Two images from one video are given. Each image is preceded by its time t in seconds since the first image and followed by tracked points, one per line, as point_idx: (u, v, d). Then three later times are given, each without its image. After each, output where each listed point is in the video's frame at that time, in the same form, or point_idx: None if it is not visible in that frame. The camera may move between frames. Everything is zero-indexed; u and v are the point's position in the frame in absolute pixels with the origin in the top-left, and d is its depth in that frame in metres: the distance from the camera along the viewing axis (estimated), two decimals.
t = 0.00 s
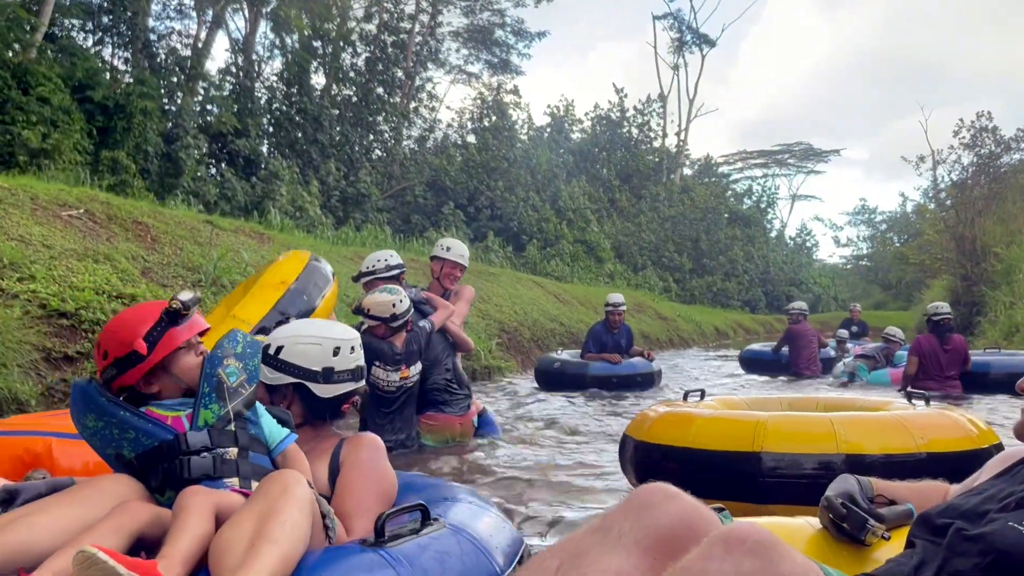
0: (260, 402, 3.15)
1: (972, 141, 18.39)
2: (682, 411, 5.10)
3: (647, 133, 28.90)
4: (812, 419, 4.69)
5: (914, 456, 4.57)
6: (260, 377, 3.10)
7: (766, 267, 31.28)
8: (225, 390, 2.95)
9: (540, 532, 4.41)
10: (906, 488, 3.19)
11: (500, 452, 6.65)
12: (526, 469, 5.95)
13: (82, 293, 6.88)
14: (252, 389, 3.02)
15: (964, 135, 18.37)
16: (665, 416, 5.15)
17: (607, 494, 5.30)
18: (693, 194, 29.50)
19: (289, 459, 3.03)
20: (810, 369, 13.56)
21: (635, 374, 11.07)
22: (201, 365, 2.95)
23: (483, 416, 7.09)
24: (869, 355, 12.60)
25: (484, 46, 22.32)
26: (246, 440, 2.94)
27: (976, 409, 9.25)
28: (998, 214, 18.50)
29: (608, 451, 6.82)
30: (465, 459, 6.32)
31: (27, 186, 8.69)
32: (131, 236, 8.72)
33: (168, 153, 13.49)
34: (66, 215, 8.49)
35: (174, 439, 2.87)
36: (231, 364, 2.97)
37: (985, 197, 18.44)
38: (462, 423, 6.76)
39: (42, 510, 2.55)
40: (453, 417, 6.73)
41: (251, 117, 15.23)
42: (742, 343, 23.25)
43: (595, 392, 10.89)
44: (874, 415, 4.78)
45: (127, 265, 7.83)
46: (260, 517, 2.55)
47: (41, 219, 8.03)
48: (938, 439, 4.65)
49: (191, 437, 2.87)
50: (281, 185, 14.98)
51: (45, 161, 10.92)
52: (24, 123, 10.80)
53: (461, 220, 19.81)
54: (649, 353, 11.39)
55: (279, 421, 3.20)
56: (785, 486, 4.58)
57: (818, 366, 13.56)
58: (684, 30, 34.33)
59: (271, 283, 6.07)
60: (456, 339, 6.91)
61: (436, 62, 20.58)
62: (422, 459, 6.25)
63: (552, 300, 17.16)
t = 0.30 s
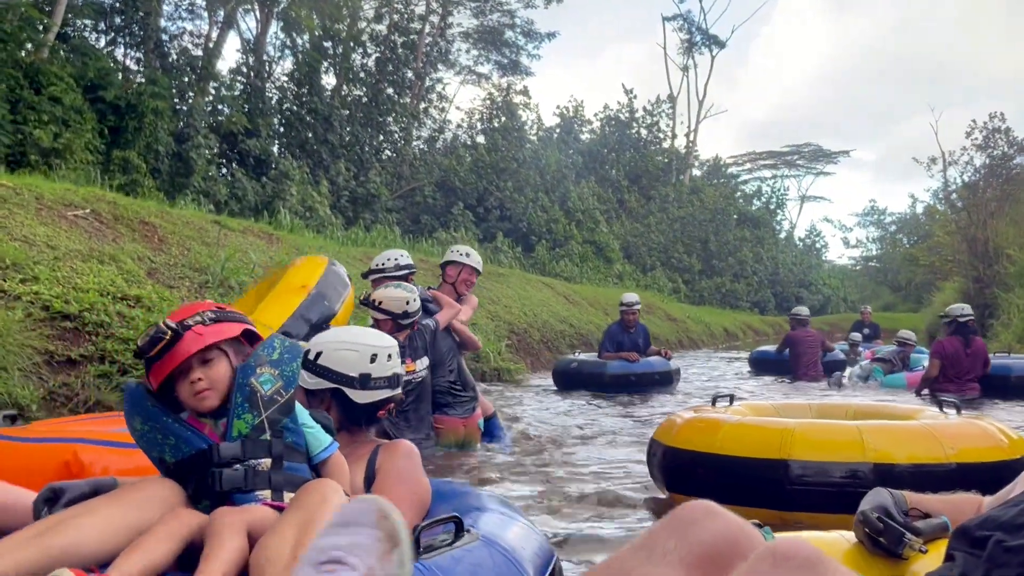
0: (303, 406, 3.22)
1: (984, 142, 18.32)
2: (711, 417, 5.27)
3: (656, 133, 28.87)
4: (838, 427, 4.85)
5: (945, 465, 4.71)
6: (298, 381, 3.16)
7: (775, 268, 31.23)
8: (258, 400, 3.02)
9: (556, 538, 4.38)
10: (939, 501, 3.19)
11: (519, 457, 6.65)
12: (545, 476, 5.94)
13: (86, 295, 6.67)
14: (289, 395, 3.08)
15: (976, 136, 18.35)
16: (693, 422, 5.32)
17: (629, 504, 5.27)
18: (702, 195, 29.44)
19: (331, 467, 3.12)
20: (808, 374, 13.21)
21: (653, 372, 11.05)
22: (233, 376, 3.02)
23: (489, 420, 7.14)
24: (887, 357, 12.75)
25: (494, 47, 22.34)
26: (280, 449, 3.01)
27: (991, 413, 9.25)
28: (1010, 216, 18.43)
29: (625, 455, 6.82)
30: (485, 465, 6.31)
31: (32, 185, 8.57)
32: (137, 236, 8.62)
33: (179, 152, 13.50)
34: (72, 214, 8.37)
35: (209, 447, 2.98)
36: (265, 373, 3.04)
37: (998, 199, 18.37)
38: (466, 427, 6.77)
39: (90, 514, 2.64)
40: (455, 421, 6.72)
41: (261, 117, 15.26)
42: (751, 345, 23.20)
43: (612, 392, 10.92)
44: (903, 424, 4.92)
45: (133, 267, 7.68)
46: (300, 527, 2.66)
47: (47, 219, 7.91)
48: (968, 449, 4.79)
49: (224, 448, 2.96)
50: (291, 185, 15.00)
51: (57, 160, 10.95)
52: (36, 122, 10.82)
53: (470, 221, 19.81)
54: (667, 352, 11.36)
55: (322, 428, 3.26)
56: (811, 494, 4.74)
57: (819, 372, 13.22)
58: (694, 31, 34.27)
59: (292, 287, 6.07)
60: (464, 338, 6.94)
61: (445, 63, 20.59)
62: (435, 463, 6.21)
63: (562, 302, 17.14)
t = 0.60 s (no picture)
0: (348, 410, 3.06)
1: (1004, 144, 18.12)
2: (742, 419, 5.35)
3: (669, 135, 28.74)
4: (871, 429, 4.91)
5: (978, 468, 4.74)
6: (346, 392, 3.01)
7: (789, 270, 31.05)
8: (303, 407, 2.90)
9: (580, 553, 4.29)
10: (982, 514, 3.23)
11: (539, 465, 6.53)
12: (566, 487, 5.81)
13: (91, 297, 6.36)
14: (336, 404, 2.94)
15: (995, 139, 18.18)
16: (722, 423, 5.42)
17: (655, 515, 5.15)
18: (716, 197, 29.28)
19: (374, 478, 3.01)
20: (818, 376, 13.09)
21: (674, 377, 10.95)
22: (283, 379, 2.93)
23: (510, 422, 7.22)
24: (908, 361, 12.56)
25: (507, 48, 22.27)
26: (321, 457, 2.89)
27: (1015, 419, 9.11)
28: None
29: (646, 462, 6.70)
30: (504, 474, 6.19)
31: (37, 184, 8.41)
32: (144, 236, 8.48)
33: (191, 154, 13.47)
34: (78, 213, 8.22)
35: (251, 451, 2.89)
36: (312, 381, 2.92)
37: (1017, 201, 18.17)
38: (481, 431, 6.68)
39: (134, 521, 2.63)
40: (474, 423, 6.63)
41: (273, 118, 15.26)
42: (766, 348, 23.04)
43: (636, 393, 10.88)
44: (936, 428, 4.96)
45: (139, 267, 7.45)
46: (342, 536, 2.58)
47: (53, 219, 7.69)
48: (1003, 452, 4.79)
49: (264, 453, 2.87)
50: (303, 186, 14.97)
51: (69, 161, 10.92)
52: (48, 123, 10.81)
53: (483, 222, 19.70)
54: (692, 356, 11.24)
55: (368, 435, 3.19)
56: (843, 495, 4.78)
57: (829, 372, 13.11)
58: (708, 32, 34.10)
59: (352, 302, 6.10)
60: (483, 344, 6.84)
61: (458, 64, 20.55)
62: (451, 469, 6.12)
63: (575, 304, 17.06)
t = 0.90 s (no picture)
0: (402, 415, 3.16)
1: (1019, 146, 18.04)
2: (778, 425, 5.45)
3: (679, 137, 28.68)
4: (908, 439, 4.95)
5: (1016, 479, 4.72)
6: (398, 396, 3.10)
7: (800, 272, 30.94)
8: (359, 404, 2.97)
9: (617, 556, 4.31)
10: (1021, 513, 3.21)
11: (559, 469, 6.49)
12: (589, 490, 5.78)
13: (99, 298, 6.12)
14: (389, 405, 3.02)
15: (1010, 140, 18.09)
16: (759, 430, 5.50)
17: (680, 518, 5.15)
18: (726, 199, 29.19)
19: (425, 477, 3.08)
20: (828, 377, 13.00)
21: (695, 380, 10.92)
22: (341, 377, 3.00)
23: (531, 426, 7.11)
24: (926, 363, 12.50)
25: (517, 50, 22.25)
26: (375, 454, 2.96)
27: None
28: None
29: (667, 465, 6.66)
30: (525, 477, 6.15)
31: (44, 185, 8.37)
32: (152, 235, 8.46)
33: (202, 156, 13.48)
34: (84, 214, 8.15)
35: (305, 445, 2.96)
36: (369, 380, 3.00)
37: None
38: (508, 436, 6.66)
39: (191, 518, 2.65)
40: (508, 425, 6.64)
41: (284, 121, 15.28)
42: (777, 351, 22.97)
43: (652, 395, 10.87)
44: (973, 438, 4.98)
45: (145, 268, 7.27)
46: (407, 529, 2.64)
47: (57, 218, 7.60)
48: None
49: (318, 447, 2.93)
50: (313, 187, 14.98)
51: (80, 163, 10.94)
52: (59, 125, 10.83)
53: (493, 224, 19.64)
54: (715, 358, 11.19)
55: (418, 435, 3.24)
56: (882, 507, 4.84)
57: (838, 374, 12.97)
58: (718, 33, 34.01)
59: (390, 301, 6.01)
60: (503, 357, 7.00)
61: (467, 66, 20.53)
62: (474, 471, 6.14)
63: (586, 306, 17.04)
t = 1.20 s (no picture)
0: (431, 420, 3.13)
1: None
2: (798, 424, 5.42)
3: (687, 136, 28.62)
4: (931, 436, 4.89)
5: None
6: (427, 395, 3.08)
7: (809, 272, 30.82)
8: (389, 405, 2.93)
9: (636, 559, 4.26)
10: None
11: (569, 471, 6.41)
12: (601, 494, 5.71)
13: (94, 300, 6.05)
14: (419, 405, 2.99)
15: (1021, 138, 17.98)
16: (780, 430, 5.47)
17: (695, 520, 5.10)
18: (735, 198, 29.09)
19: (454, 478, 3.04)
20: (840, 378, 12.98)
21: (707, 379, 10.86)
22: (372, 378, 2.95)
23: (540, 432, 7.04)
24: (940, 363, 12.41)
25: (524, 50, 22.21)
26: (407, 455, 2.93)
27: None
28: None
29: (679, 467, 6.59)
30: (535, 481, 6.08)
31: (42, 185, 8.33)
32: (150, 236, 8.42)
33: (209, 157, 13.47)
34: (81, 214, 8.12)
35: (337, 448, 2.90)
36: (399, 382, 2.96)
37: None
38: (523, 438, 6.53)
39: (231, 517, 2.59)
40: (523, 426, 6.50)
41: (290, 122, 15.28)
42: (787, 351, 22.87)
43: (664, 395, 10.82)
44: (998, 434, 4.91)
45: (142, 269, 7.23)
46: (458, 518, 2.66)
47: (54, 219, 7.60)
48: None
49: (352, 448, 2.89)
50: (320, 188, 14.96)
51: (87, 164, 10.95)
52: (65, 126, 10.85)
53: (500, 225, 19.58)
54: (726, 356, 11.12)
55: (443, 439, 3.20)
56: (906, 504, 4.79)
57: (851, 375, 12.95)
58: (726, 33, 33.92)
59: (402, 294, 5.90)
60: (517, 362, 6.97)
61: (475, 66, 20.51)
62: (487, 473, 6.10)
63: (594, 306, 16.99)
